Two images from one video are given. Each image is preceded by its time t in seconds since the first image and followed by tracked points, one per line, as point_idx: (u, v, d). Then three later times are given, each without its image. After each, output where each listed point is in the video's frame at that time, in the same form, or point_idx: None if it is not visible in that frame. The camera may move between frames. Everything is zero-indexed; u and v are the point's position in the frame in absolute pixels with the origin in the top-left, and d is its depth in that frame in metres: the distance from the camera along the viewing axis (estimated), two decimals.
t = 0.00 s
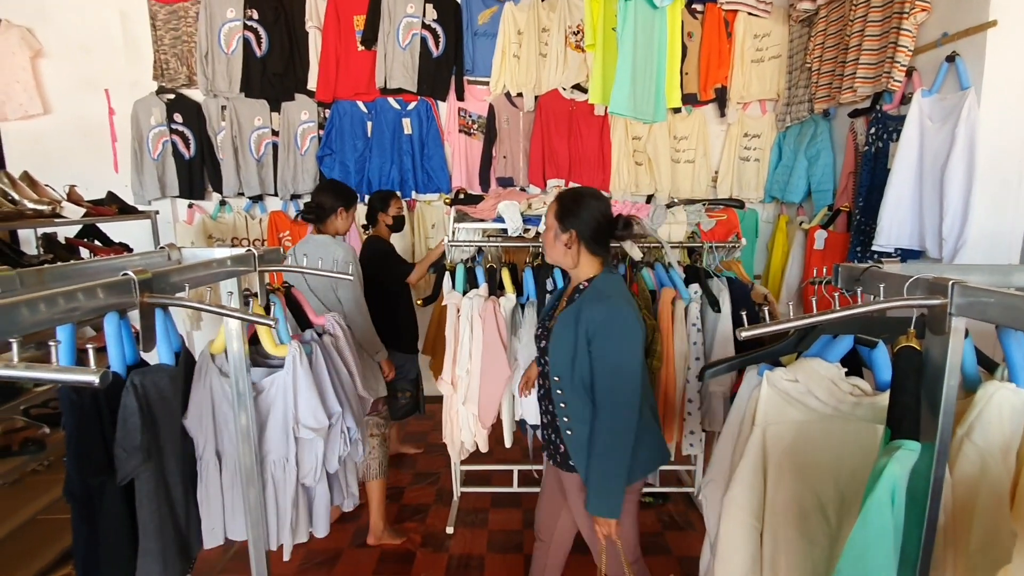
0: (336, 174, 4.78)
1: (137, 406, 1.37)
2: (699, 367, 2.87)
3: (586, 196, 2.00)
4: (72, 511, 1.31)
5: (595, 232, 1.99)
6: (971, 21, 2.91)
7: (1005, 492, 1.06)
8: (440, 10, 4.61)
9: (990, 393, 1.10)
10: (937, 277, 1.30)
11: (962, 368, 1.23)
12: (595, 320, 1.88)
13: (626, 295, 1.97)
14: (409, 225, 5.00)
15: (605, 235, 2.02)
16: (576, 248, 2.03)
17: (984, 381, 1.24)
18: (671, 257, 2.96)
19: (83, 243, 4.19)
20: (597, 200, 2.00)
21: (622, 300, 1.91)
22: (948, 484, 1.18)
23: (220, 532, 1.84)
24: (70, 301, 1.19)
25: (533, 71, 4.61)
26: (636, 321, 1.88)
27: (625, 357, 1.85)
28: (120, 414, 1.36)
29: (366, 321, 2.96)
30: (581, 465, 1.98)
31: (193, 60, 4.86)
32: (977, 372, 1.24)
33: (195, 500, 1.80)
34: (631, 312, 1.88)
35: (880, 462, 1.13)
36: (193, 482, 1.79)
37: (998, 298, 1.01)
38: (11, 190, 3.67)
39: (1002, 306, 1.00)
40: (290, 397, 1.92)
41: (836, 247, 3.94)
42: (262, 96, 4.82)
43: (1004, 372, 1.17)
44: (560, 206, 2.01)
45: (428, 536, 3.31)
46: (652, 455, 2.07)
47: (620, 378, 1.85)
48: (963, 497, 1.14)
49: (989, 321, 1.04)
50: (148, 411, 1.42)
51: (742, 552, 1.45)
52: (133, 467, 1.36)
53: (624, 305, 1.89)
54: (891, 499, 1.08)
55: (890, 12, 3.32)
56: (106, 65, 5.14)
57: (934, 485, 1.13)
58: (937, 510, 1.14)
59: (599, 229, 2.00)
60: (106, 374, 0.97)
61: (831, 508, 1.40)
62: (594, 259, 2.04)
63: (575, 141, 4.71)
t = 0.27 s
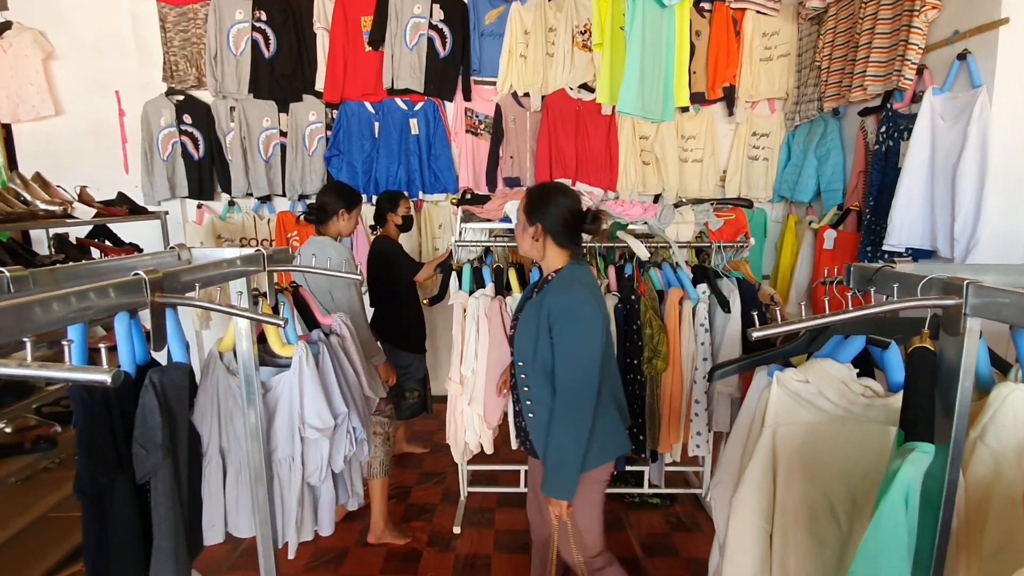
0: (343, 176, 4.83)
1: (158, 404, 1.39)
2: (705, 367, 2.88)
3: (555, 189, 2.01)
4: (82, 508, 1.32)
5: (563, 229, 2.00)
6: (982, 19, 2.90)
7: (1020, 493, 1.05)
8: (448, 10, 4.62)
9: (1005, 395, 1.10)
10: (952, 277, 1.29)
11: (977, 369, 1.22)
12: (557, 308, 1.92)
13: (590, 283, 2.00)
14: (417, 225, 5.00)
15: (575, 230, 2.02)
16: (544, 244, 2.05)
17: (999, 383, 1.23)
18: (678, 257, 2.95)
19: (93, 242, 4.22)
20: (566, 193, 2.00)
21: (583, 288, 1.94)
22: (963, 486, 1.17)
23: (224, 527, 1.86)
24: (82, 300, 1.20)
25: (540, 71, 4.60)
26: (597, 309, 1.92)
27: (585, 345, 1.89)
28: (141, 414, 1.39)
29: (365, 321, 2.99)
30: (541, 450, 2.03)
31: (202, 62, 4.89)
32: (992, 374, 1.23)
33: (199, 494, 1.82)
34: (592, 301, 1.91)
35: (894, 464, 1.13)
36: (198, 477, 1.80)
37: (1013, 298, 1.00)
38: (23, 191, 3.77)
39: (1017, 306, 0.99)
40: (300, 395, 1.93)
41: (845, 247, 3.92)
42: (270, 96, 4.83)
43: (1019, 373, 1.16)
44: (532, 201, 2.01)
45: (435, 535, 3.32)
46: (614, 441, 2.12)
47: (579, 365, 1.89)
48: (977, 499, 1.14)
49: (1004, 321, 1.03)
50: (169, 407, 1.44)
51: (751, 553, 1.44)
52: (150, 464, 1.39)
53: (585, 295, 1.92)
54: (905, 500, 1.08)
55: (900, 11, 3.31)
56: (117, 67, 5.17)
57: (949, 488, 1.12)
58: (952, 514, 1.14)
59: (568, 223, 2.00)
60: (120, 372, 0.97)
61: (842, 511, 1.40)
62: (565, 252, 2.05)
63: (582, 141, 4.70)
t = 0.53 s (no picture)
0: (353, 176, 4.82)
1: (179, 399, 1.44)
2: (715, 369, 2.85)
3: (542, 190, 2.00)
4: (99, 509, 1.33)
5: (550, 232, 1.98)
6: (998, 15, 2.88)
7: None
8: (457, 11, 4.62)
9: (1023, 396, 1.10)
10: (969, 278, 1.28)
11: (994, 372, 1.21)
12: (535, 307, 1.92)
13: (572, 283, 1.99)
14: (426, 225, 5.00)
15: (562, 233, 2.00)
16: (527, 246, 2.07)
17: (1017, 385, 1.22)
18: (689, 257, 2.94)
19: (108, 244, 4.24)
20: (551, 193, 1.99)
21: (563, 288, 1.94)
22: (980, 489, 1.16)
23: (243, 531, 2.02)
24: (99, 302, 1.21)
25: (550, 71, 4.59)
26: (575, 308, 1.91)
27: (559, 344, 1.88)
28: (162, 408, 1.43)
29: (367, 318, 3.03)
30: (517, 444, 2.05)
31: (214, 64, 4.90)
32: (1009, 376, 1.22)
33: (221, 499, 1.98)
34: (570, 300, 1.91)
35: (912, 468, 1.12)
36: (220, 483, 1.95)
37: None
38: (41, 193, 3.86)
39: None
40: (311, 397, 2.09)
41: (858, 247, 3.89)
42: (281, 97, 4.85)
43: None
44: (519, 200, 2.01)
45: (445, 535, 3.32)
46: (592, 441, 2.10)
47: (553, 363, 1.89)
48: (995, 502, 1.13)
49: None
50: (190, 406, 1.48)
51: (764, 555, 1.44)
52: (173, 463, 1.43)
53: (564, 294, 1.91)
54: (922, 505, 1.07)
55: (914, 8, 3.28)
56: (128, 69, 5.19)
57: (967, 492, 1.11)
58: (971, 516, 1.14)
59: (553, 225, 1.98)
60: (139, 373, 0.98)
61: (857, 514, 1.38)
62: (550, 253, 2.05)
63: (591, 141, 4.69)
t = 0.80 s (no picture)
0: (363, 180, 4.85)
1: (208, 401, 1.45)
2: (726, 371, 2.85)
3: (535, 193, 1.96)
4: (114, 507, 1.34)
5: (544, 237, 1.95)
6: (1013, 14, 2.87)
7: None
8: (466, 13, 4.62)
9: None
10: (984, 279, 1.27)
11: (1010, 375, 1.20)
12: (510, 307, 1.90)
13: (558, 284, 1.95)
14: (436, 226, 5.01)
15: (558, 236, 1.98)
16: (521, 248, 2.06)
17: None
18: (700, 258, 2.94)
19: (123, 246, 4.27)
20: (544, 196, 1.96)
21: (541, 288, 1.91)
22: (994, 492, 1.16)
23: (269, 531, 2.05)
24: (119, 305, 1.21)
25: (559, 71, 4.59)
26: (547, 309, 1.88)
27: (528, 343, 1.87)
28: (190, 407, 1.45)
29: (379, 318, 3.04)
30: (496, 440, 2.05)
31: (226, 67, 4.95)
32: None
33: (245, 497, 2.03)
34: (542, 301, 1.89)
35: (926, 471, 1.11)
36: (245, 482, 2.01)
37: None
38: (58, 196, 3.90)
39: None
40: (330, 396, 2.10)
41: (871, 247, 3.87)
42: (292, 100, 4.87)
43: None
44: (512, 202, 1.98)
45: (456, 535, 3.32)
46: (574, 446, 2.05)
47: (520, 363, 1.88)
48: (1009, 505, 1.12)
49: None
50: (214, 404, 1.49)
51: (776, 558, 1.43)
52: (203, 461, 1.46)
53: (539, 294, 1.89)
54: (937, 508, 1.06)
55: (927, 7, 3.26)
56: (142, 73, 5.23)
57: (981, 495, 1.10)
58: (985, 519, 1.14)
59: (545, 229, 1.95)
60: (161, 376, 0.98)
61: (871, 516, 1.37)
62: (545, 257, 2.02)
63: (601, 142, 4.69)
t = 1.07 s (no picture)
0: (372, 181, 4.87)
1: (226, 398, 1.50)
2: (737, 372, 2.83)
3: (524, 194, 1.93)
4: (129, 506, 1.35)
5: (534, 239, 1.93)
6: None
7: None
8: (475, 15, 4.63)
9: None
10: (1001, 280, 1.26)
11: None
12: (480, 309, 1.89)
13: (537, 288, 1.90)
14: (445, 227, 5.01)
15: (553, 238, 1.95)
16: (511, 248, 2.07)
17: None
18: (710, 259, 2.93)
19: (137, 248, 4.30)
20: (534, 197, 1.93)
21: (514, 292, 1.87)
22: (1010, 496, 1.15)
23: (284, 532, 2.05)
24: (137, 307, 1.22)
25: (567, 72, 4.59)
26: (514, 314, 1.85)
27: (491, 345, 1.87)
28: (210, 407, 1.49)
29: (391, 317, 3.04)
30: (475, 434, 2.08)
31: (237, 71, 4.98)
32: None
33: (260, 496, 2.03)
34: (510, 305, 1.85)
35: (941, 474, 1.10)
36: (259, 482, 2.01)
37: None
38: (72, 199, 3.96)
39: None
40: (344, 396, 2.11)
41: (884, 247, 3.85)
42: (302, 102, 4.89)
43: None
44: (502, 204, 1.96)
45: (467, 536, 3.33)
46: (549, 454, 2.02)
47: (484, 364, 1.89)
48: None
49: None
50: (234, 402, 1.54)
51: (788, 563, 1.42)
52: (224, 458, 1.51)
53: (506, 298, 1.85)
54: (952, 511, 1.05)
55: (940, 5, 3.25)
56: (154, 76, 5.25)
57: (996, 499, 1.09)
58: (1002, 523, 1.13)
59: (530, 231, 1.92)
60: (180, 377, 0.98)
61: (885, 520, 1.36)
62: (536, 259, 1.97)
63: (609, 142, 4.68)
